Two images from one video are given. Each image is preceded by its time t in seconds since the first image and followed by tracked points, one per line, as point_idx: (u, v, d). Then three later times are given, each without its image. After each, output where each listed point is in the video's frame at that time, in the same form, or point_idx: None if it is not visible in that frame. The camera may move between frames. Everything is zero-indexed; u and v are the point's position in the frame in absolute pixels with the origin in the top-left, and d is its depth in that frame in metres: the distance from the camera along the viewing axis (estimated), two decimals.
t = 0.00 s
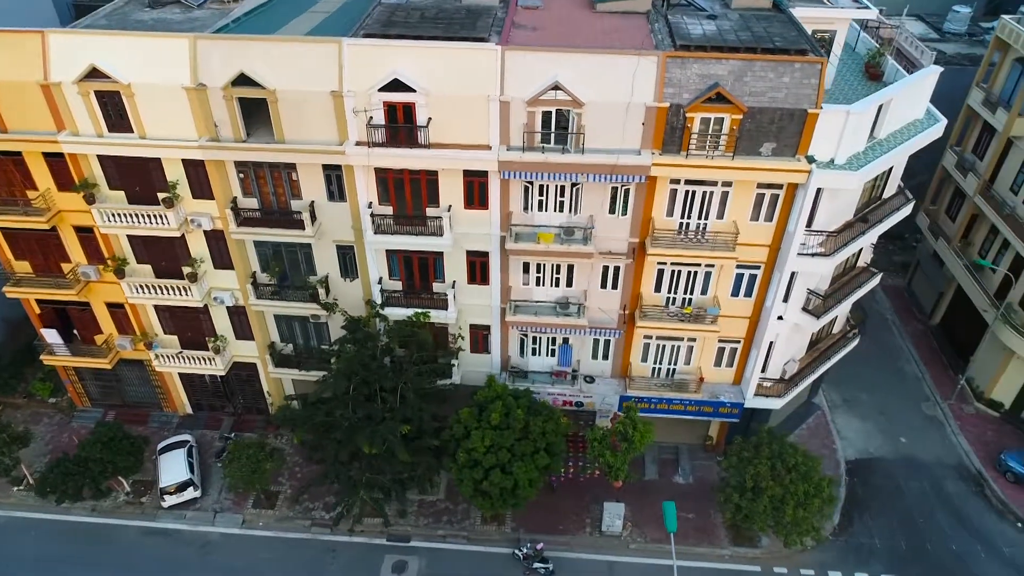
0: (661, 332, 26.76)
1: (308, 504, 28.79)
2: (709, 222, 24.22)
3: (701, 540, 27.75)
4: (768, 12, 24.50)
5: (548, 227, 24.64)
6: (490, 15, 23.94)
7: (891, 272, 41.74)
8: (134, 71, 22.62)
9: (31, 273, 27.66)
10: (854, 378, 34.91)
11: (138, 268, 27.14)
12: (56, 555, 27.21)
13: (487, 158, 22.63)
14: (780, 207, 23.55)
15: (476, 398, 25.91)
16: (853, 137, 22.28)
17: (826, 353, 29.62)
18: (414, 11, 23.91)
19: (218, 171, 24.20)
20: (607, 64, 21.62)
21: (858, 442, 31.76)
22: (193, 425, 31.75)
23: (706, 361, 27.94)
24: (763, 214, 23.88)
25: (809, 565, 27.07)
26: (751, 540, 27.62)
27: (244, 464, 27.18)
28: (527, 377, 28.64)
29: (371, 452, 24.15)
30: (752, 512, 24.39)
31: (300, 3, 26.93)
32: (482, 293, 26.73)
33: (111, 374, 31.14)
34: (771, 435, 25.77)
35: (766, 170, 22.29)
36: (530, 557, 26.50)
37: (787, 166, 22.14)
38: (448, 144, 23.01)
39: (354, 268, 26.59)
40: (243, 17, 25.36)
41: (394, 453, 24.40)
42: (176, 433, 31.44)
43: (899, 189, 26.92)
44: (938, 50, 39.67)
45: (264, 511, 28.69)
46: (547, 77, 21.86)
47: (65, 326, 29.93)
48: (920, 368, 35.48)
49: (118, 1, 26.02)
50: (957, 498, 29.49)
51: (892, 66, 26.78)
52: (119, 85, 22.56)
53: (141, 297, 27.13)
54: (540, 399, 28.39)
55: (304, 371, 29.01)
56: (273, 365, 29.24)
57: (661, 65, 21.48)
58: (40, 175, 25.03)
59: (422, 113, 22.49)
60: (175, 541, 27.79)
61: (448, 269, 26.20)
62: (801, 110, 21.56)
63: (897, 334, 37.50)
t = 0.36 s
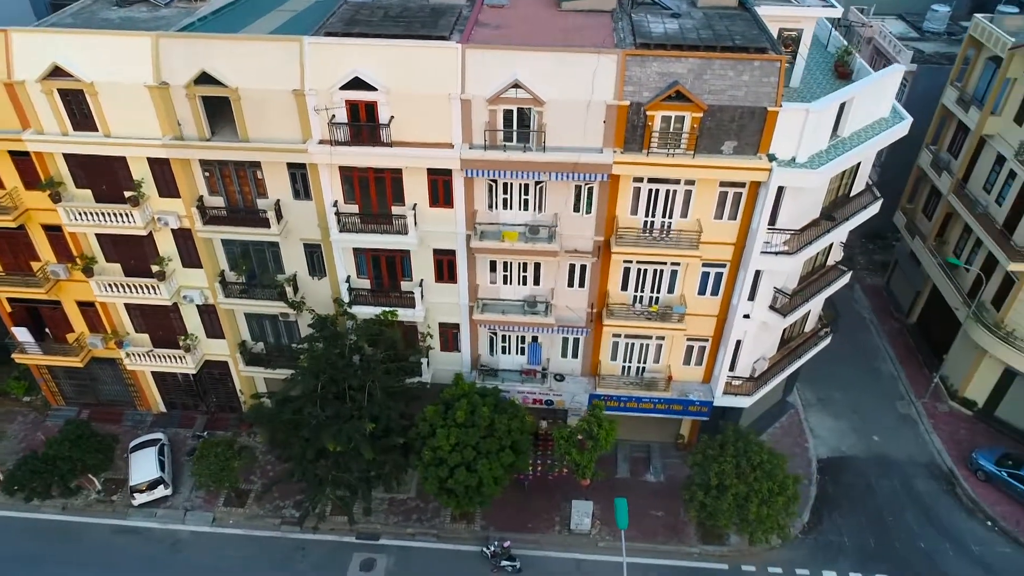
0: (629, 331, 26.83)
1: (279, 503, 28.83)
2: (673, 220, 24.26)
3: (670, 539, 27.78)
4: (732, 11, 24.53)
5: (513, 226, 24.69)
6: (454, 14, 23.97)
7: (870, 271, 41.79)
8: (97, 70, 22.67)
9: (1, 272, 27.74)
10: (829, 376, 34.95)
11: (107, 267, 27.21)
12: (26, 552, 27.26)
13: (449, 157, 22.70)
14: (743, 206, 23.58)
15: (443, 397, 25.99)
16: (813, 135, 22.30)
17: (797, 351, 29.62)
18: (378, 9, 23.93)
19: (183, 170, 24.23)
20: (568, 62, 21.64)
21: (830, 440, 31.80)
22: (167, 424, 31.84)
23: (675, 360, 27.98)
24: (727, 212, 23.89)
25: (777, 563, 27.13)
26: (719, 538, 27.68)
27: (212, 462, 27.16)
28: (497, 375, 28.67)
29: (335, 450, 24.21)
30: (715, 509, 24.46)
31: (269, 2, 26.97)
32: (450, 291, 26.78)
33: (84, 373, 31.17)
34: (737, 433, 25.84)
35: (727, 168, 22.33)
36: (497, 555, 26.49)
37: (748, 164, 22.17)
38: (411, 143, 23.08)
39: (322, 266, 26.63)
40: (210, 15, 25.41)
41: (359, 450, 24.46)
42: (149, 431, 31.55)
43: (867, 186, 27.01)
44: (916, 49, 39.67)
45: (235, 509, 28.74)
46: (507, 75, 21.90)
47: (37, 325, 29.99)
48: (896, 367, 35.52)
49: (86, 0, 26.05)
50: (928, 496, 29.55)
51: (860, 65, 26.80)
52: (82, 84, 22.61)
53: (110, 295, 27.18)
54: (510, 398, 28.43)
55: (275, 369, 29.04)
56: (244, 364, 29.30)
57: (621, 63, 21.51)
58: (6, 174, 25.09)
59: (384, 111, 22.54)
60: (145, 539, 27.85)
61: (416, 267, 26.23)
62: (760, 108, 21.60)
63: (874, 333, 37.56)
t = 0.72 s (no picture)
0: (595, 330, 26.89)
1: (248, 502, 28.86)
2: (635, 219, 24.28)
3: (637, 537, 27.82)
4: (695, 10, 24.54)
5: (476, 225, 24.73)
6: (416, 13, 23.99)
7: (848, 270, 41.81)
8: (59, 69, 22.70)
9: None
10: (803, 376, 34.97)
11: (75, 266, 27.32)
12: None
13: (409, 156, 22.75)
14: (705, 205, 23.61)
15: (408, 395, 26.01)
16: (771, 134, 22.34)
17: (766, 350, 29.67)
18: (341, 8, 23.93)
19: (146, 169, 24.27)
20: (526, 62, 21.66)
21: (801, 439, 31.83)
22: (139, 423, 31.92)
23: (642, 359, 28.03)
24: (688, 211, 23.90)
25: (743, 562, 27.16)
26: (686, 537, 27.72)
27: (179, 461, 27.21)
28: (465, 374, 28.70)
29: (297, 449, 24.29)
30: (678, 508, 24.49)
31: (236, 2, 27.03)
32: (416, 290, 26.83)
33: (56, 372, 31.23)
34: (701, 432, 25.87)
35: (686, 167, 22.36)
36: (462, 554, 26.49)
37: (707, 163, 22.21)
38: (371, 142, 23.13)
39: (288, 265, 26.66)
40: (175, 15, 25.46)
41: (321, 449, 24.53)
42: (120, 430, 31.63)
43: (833, 184, 27.07)
44: (893, 48, 39.63)
45: (204, 508, 28.78)
46: (466, 75, 21.94)
47: (8, 324, 30.05)
48: (870, 367, 35.56)
49: None
50: (897, 495, 29.57)
51: (826, 64, 26.81)
52: (42, 83, 22.63)
53: (78, 295, 27.21)
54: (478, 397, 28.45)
55: (244, 368, 29.08)
56: (213, 363, 29.35)
57: (579, 62, 21.55)
58: None
59: (344, 110, 22.57)
60: (113, 538, 27.88)
61: (381, 266, 26.25)
62: (718, 107, 21.63)
63: (849, 333, 37.60)
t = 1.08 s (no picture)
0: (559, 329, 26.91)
1: (214, 500, 28.88)
2: (595, 217, 24.31)
3: (601, 536, 27.84)
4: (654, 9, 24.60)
5: (436, 223, 24.76)
6: (375, 13, 24.04)
7: (825, 269, 41.85)
8: (17, 68, 22.75)
9: None
10: (775, 375, 35.01)
11: (40, 265, 27.41)
12: None
13: (366, 155, 22.79)
14: (663, 203, 23.65)
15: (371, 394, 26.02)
16: (727, 132, 22.35)
17: (733, 349, 29.69)
18: (300, 8, 23.97)
19: (107, 168, 24.31)
20: (480, 60, 21.69)
21: (770, 438, 31.86)
22: (109, 421, 31.94)
23: (607, 357, 28.07)
24: (647, 209, 23.93)
25: (707, 561, 27.19)
26: (651, 536, 27.76)
27: (143, 459, 27.24)
28: (430, 373, 28.71)
29: (255, 446, 24.38)
30: (637, 507, 24.52)
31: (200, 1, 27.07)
32: (379, 289, 26.89)
33: (25, 371, 31.27)
34: (663, 431, 25.88)
35: (642, 166, 22.39)
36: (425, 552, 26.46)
37: (662, 161, 22.25)
38: (329, 141, 23.19)
39: (251, 264, 26.71)
40: (136, 14, 25.50)
41: (281, 447, 24.60)
42: (90, 429, 31.66)
43: (796, 182, 27.14)
44: (868, 47, 39.65)
45: (170, 506, 28.81)
46: (422, 74, 21.99)
47: None
48: (842, 366, 35.58)
49: None
50: (863, 494, 29.60)
51: (789, 62, 26.85)
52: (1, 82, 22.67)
53: (43, 293, 27.26)
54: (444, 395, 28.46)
55: (211, 366, 29.10)
56: (180, 361, 29.37)
57: (533, 61, 21.61)
58: None
59: (300, 109, 22.62)
60: (78, 536, 27.92)
61: (344, 265, 26.30)
62: (672, 105, 21.66)
63: (823, 331, 37.65)
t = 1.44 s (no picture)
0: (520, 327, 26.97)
1: (179, 498, 28.95)
2: (552, 216, 24.39)
3: (563, 534, 27.87)
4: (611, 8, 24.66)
5: (394, 222, 24.81)
6: (332, 12, 24.08)
7: (800, 268, 41.88)
8: None
9: None
10: (746, 375, 35.06)
11: (4, 264, 27.51)
12: None
13: (321, 153, 22.84)
14: (619, 202, 23.70)
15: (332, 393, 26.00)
16: (680, 130, 22.38)
17: (698, 348, 29.73)
18: (257, 7, 24.02)
19: (66, 167, 24.37)
20: (432, 59, 21.75)
21: (737, 437, 31.90)
22: (77, 420, 31.98)
23: (570, 355, 28.11)
24: (603, 208, 23.99)
25: (669, 559, 27.23)
26: (613, 534, 27.80)
27: (105, 458, 27.27)
28: (394, 371, 28.71)
29: (210, 443, 24.66)
30: (593, 504, 24.60)
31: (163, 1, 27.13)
32: (341, 287, 26.97)
33: None
34: (622, 430, 25.91)
35: (596, 164, 22.41)
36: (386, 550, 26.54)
37: (615, 160, 22.28)
38: (284, 139, 23.24)
39: (213, 263, 26.78)
40: (97, 13, 25.56)
41: (238, 445, 24.81)
42: (58, 427, 31.71)
43: (758, 180, 27.12)
44: (842, 46, 39.65)
45: (135, 504, 28.88)
46: (374, 72, 22.03)
47: None
48: (813, 365, 35.61)
49: None
50: (828, 492, 29.62)
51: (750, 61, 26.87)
52: None
53: (6, 292, 27.32)
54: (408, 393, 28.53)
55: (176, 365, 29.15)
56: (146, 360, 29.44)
57: (485, 60, 21.68)
58: None
59: (255, 107, 22.67)
60: (42, 534, 27.97)
61: (305, 263, 26.37)
62: (624, 104, 21.69)
63: (795, 330, 37.69)
